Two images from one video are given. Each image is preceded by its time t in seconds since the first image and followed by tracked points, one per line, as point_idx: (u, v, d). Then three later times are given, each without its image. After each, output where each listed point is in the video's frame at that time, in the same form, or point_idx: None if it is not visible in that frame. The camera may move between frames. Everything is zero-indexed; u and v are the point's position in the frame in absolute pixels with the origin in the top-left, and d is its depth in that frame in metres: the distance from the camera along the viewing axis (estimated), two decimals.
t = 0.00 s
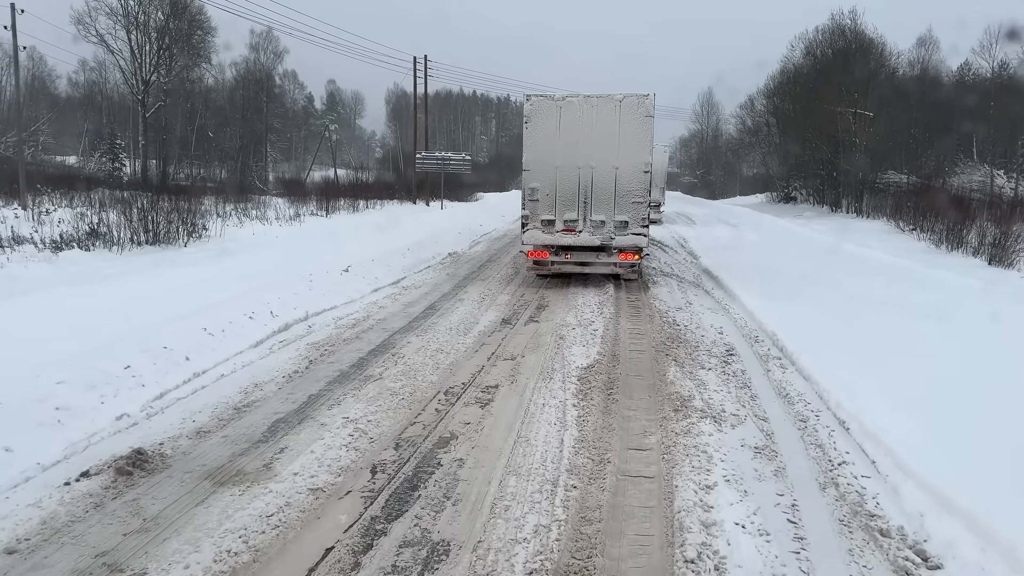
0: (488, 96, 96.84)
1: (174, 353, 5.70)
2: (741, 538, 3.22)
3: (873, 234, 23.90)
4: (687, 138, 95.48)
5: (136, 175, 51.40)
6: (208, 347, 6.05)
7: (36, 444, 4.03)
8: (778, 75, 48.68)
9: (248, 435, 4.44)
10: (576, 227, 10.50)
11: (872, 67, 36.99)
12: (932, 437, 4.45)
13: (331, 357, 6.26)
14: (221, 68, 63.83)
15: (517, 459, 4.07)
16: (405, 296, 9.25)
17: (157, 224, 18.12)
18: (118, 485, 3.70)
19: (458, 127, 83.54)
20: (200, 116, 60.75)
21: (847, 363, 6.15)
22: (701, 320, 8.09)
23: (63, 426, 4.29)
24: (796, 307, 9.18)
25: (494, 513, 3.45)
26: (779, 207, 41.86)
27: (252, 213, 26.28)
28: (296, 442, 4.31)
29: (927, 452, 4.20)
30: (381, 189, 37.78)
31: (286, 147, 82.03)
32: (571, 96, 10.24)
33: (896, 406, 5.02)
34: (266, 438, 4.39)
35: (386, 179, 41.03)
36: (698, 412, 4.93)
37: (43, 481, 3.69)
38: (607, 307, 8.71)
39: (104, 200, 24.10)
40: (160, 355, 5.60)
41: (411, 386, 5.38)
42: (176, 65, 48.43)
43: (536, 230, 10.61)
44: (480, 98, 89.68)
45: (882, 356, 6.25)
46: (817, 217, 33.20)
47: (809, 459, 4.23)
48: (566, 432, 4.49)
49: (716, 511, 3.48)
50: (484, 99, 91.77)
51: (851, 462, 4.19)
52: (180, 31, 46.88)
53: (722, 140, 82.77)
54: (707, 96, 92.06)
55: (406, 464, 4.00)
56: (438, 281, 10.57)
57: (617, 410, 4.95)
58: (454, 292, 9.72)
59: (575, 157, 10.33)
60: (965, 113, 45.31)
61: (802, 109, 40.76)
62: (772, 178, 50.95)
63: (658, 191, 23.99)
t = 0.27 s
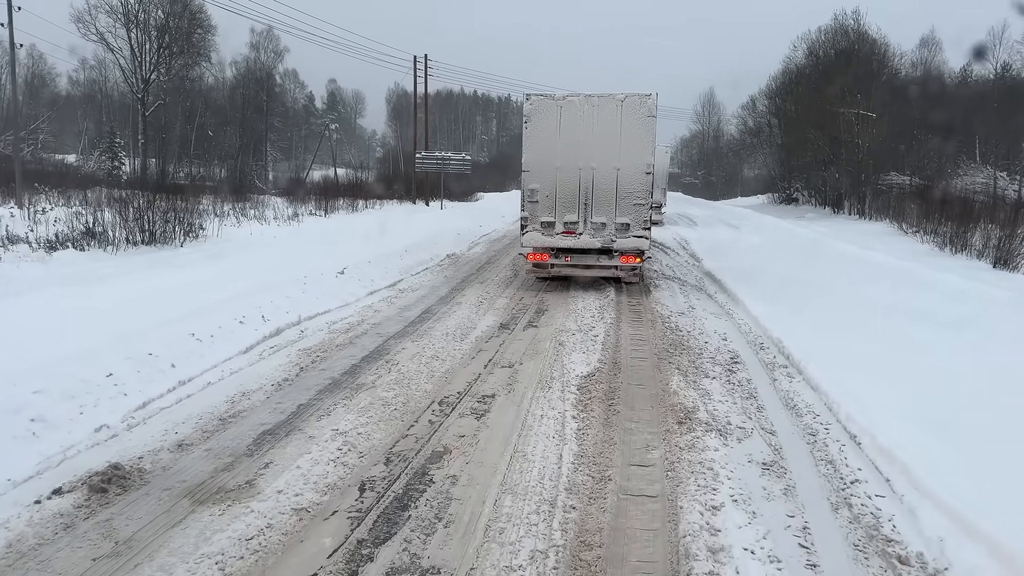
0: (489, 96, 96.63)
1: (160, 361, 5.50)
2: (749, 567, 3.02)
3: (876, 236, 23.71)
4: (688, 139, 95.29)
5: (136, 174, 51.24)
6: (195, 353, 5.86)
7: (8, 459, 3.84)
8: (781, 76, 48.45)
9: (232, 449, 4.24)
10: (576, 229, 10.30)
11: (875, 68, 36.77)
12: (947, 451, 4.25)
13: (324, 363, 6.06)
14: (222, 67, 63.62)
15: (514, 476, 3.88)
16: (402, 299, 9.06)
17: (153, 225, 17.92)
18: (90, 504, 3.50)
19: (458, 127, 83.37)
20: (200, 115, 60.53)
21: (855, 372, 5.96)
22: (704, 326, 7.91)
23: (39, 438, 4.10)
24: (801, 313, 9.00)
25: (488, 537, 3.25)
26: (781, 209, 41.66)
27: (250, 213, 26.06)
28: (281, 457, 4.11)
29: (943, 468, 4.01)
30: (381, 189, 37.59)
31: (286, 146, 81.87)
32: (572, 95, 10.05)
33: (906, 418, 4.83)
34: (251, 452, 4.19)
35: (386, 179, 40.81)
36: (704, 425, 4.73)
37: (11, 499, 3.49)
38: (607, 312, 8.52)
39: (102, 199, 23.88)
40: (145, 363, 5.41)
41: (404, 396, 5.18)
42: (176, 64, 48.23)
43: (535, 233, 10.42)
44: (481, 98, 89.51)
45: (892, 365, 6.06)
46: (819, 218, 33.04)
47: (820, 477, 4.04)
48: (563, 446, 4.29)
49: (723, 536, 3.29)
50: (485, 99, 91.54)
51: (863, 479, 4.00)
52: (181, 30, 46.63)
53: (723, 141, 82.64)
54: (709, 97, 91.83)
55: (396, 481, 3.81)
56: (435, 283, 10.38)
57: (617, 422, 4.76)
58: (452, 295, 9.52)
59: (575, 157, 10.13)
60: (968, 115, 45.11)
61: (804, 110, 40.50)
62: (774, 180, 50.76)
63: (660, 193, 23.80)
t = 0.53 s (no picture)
0: (490, 95, 96.35)
1: (142, 364, 5.28)
2: None
3: (878, 237, 23.51)
4: (688, 139, 95.09)
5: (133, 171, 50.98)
6: (180, 356, 5.64)
7: None
8: (782, 77, 48.22)
9: (211, 459, 4.02)
10: (576, 229, 10.09)
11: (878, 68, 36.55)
12: (963, 465, 4.04)
13: (313, 367, 5.85)
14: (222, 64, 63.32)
15: (508, 491, 3.67)
16: (397, 300, 8.85)
17: (148, 222, 17.67)
18: (58, 520, 3.29)
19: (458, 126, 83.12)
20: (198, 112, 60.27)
21: (864, 379, 5.76)
22: (706, 329, 7.70)
23: (9, 447, 3.89)
24: (805, 317, 8.79)
25: (480, 560, 3.04)
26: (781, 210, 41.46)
27: (247, 210, 25.81)
28: (263, 468, 3.90)
29: (961, 484, 3.80)
30: (380, 187, 37.36)
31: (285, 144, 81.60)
32: (572, 92, 9.83)
33: (919, 428, 4.62)
34: (231, 463, 3.98)
35: (386, 178, 40.54)
36: (708, 435, 4.52)
37: None
38: (607, 314, 8.31)
39: (96, 195, 23.60)
40: (126, 366, 5.19)
41: (395, 402, 4.97)
42: (175, 60, 47.94)
43: (534, 232, 10.21)
44: (481, 97, 89.25)
45: (901, 372, 5.86)
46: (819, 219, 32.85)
47: (830, 493, 3.83)
48: (560, 459, 4.07)
49: (732, 559, 3.08)
50: (485, 97, 91.29)
51: (878, 496, 3.79)
52: (180, 27, 46.33)
53: (723, 141, 82.43)
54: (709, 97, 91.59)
55: (384, 496, 3.61)
56: (432, 284, 10.17)
57: (617, 432, 4.54)
58: (449, 296, 9.31)
59: (575, 156, 9.92)
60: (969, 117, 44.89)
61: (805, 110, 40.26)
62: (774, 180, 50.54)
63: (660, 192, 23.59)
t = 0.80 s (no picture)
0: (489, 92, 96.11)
1: (120, 368, 5.07)
2: None
3: (878, 238, 23.33)
4: (688, 138, 94.93)
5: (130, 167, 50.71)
6: (161, 359, 5.43)
7: None
8: (782, 76, 48.02)
9: (187, 471, 3.81)
10: (574, 229, 9.88)
11: (879, 68, 36.35)
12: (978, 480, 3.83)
13: (299, 371, 5.63)
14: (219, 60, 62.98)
15: (499, 508, 3.46)
16: (391, 300, 8.64)
17: (141, 218, 17.42)
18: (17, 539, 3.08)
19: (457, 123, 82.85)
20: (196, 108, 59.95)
21: (870, 386, 5.56)
22: (707, 333, 7.48)
23: None
24: (807, 320, 8.58)
25: None
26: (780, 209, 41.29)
27: (242, 207, 25.57)
28: (241, 481, 3.69)
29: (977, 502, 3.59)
30: (378, 184, 37.11)
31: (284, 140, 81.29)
32: (570, 89, 9.63)
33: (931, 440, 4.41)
34: (207, 476, 3.77)
35: (384, 175, 40.29)
36: (710, 448, 4.31)
37: None
38: (605, 316, 8.12)
39: (91, 190, 23.34)
40: (103, 370, 4.98)
41: (383, 410, 4.75)
42: (173, 55, 47.61)
43: (531, 232, 10.01)
44: (480, 94, 89.00)
45: (909, 379, 5.65)
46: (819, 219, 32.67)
47: (840, 511, 3.63)
48: (555, 473, 3.86)
49: None
50: (485, 95, 91.02)
51: (890, 515, 3.59)
52: (178, 22, 46.01)
53: (722, 140, 82.26)
54: (709, 96, 91.39)
55: (367, 514, 3.40)
56: (427, 284, 9.96)
57: (615, 443, 4.33)
58: (443, 296, 9.09)
59: (573, 154, 9.71)
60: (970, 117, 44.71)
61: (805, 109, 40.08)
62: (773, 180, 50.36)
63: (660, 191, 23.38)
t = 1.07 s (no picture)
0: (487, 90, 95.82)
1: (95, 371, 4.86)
2: None
3: (878, 236, 23.12)
4: (686, 136, 94.68)
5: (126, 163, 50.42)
6: (139, 362, 5.22)
7: None
8: (782, 74, 47.78)
9: (158, 483, 3.60)
10: (571, 227, 9.66)
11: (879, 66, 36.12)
12: (996, 494, 3.62)
13: (283, 374, 5.43)
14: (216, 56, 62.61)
15: (488, 524, 3.26)
16: (383, 300, 8.43)
17: (133, 215, 17.16)
18: None
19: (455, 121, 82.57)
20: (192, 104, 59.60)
21: (876, 390, 5.37)
22: (707, 334, 7.27)
23: None
24: (809, 321, 8.37)
25: None
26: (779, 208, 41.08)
27: (237, 204, 25.33)
28: (215, 493, 3.48)
29: (994, 516, 3.39)
30: (375, 182, 36.84)
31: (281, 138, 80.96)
32: (567, 84, 9.42)
33: (942, 449, 4.21)
34: (180, 488, 3.55)
35: (381, 172, 40.02)
36: (711, 457, 4.10)
37: None
38: (602, 317, 7.91)
39: (84, 186, 23.07)
40: (76, 374, 4.76)
41: (369, 416, 4.53)
42: (170, 51, 47.29)
43: (527, 230, 9.79)
44: (479, 91, 88.71)
45: (916, 383, 5.46)
46: (818, 218, 32.47)
47: (850, 527, 3.42)
48: (548, 486, 3.65)
49: None
50: (483, 92, 90.71)
51: (903, 532, 3.38)
52: (175, 18, 45.68)
53: (721, 138, 82.04)
54: (708, 94, 91.12)
55: (347, 530, 3.19)
56: (420, 283, 9.75)
57: (611, 453, 4.12)
58: (437, 295, 8.88)
59: (570, 151, 9.50)
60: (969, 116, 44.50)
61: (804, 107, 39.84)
62: (772, 178, 50.15)
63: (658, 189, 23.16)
